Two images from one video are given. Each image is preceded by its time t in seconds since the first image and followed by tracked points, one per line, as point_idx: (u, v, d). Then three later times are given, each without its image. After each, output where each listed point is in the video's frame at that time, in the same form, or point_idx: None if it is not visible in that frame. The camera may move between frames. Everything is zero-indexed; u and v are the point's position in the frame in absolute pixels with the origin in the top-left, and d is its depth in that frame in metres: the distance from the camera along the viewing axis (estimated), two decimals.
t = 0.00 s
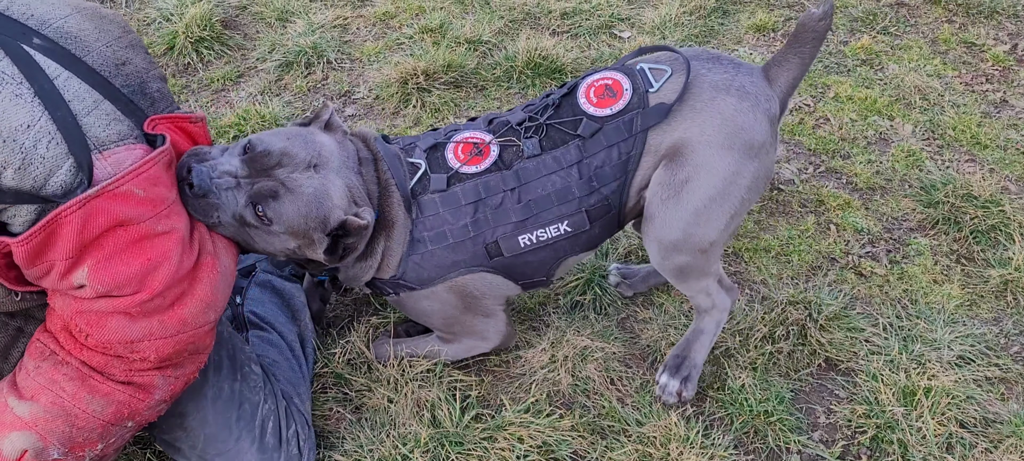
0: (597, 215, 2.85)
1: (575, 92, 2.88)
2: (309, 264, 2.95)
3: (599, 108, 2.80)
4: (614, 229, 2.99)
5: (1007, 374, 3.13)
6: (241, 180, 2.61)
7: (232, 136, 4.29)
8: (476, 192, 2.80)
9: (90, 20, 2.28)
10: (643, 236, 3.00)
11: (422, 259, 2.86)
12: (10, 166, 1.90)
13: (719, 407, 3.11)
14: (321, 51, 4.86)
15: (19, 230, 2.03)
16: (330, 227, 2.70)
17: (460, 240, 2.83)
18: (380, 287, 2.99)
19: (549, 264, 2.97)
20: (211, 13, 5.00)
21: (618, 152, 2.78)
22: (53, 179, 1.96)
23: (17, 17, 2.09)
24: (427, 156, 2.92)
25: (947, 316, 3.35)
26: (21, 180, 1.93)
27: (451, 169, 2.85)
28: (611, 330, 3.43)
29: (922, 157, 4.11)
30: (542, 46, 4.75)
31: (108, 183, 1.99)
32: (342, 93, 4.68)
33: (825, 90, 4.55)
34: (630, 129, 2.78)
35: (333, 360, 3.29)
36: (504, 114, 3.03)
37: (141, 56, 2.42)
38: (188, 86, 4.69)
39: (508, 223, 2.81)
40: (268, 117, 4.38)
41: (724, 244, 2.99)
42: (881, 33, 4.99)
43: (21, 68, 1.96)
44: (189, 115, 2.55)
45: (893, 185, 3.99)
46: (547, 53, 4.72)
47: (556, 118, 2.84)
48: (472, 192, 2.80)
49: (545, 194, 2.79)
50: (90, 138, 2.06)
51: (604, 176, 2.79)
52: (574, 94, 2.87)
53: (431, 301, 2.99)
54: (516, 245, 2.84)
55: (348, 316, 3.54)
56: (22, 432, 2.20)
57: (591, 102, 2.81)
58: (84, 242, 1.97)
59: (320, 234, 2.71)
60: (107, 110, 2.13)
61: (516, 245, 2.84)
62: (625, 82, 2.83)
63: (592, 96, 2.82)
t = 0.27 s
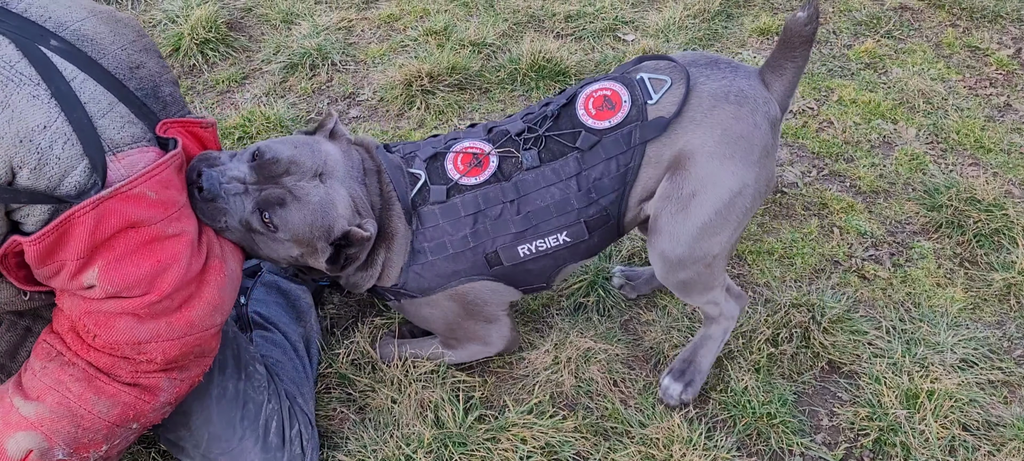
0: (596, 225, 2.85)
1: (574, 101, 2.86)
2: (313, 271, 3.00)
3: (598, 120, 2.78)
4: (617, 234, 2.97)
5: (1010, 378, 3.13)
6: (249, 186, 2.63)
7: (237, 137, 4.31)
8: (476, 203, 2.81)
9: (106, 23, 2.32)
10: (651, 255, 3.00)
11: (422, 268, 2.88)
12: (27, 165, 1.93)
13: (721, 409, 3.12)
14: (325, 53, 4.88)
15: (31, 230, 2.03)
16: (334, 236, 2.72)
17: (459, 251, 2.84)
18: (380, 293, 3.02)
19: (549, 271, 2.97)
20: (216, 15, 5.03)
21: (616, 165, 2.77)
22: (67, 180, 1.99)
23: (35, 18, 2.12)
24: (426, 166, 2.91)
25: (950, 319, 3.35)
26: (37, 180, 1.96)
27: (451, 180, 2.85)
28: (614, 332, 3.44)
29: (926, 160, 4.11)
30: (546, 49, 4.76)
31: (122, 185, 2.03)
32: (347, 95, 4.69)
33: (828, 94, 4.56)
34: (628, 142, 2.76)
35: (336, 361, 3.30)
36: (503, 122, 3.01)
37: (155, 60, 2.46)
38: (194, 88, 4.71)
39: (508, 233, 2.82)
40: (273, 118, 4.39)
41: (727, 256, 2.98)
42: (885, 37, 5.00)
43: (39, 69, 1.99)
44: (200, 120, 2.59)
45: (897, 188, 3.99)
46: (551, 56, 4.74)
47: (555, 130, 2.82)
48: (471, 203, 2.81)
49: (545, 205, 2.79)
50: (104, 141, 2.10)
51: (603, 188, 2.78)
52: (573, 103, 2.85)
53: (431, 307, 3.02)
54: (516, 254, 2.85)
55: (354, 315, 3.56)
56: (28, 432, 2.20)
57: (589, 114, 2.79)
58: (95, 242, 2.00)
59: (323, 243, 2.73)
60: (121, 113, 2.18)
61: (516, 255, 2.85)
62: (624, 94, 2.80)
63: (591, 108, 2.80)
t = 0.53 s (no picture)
0: (602, 246, 2.89)
1: (579, 124, 2.83)
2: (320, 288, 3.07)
3: (601, 147, 2.77)
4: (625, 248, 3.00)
5: (1018, 385, 3.13)
6: (272, 200, 2.69)
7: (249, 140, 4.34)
8: (483, 228, 2.86)
9: (147, 35, 2.40)
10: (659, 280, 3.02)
11: (432, 290, 2.97)
12: (70, 166, 1.98)
13: (730, 413, 3.12)
14: (337, 57, 4.93)
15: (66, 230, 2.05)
16: (347, 258, 2.83)
17: (467, 272, 2.91)
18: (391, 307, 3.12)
19: (557, 287, 3.04)
20: (229, 19, 5.08)
21: (620, 192, 2.78)
22: (107, 183, 2.05)
23: (81, 26, 2.20)
24: (434, 189, 2.95)
25: (958, 327, 3.36)
26: (78, 181, 2.01)
27: (458, 205, 2.89)
28: (622, 336, 3.45)
29: (935, 168, 4.11)
30: (556, 54, 4.79)
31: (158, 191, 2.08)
32: (358, 99, 4.74)
33: (837, 101, 4.58)
34: (632, 169, 2.75)
35: (346, 362, 3.33)
36: (510, 140, 3.01)
37: (190, 73, 2.53)
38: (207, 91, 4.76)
39: (516, 255, 2.87)
40: (284, 121, 4.40)
41: (739, 284, 2.99)
42: (894, 45, 5.02)
43: (85, 75, 2.06)
44: (228, 132, 2.64)
45: (906, 196, 4.00)
46: (561, 62, 4.76)
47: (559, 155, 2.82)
48: (478, 227, 2.86)
49: (551, 228, 2.82)
50: (143, 147, 2.16)
51: (607, 212, 2.80)
52: (577, 127, 2.83)
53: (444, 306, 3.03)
54: (523, 274, 2.91)
55: (365, 315, 3.57)
56: (48, 432, 2.24)
57: (593, 140, 2.78)
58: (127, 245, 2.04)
59: (336, 263, 2.83)
60: (159, 120, 2.25)
61: (523, 274, 2.92)
62: (627, 120, 2.78)
63: (594, 133, 2.79)
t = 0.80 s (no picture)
0: (611, 264, 2.92)
1: (587, 145, 2.86)
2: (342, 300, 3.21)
3: (608, 169, 2.79)
4: (636, 266, 3.03)
5: None
6: (301, 212, 2.83)
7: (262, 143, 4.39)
8: (494, 248, 2.91)
9: (190, 49, 2.49)
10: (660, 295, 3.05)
11: (446, 309, 3.05)
12: (119, 173, 2.04)
13: (738, 419, 3.14)
14: (349, 62, 4.98)
15: (110, 235, 2.11)
16: (368, 271, 2.95)
17: (480, 292, 2.98)
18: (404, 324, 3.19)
19: (569, 304, 3.09)
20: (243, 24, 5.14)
21: (628, 212, 2.80)
22: (152, 190, 2.11)
23: (130, 37, 2.30)
24: (448, 211, 3.03)
25: (968, 335, 3.36)
26: (126, 187, 2.07)
27: (470, 226, 2.95)
28: (631, 341, 3.47)
29: (945, 176, 4.12)
30: (566, 60, 4.82)
31: (199, 200, 2.16)
32: (369, 104, 4.78)
33: (848, 109, 4.59)
34: (639, 191, 2.78)
35: (357, 364, 3.37)
36: (519, 161, 3.05)
37: (228, 89, 2.63)
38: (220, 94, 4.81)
39: (527, 274, 2.92)
40: (296, 125, 4.44)
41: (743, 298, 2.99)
42: (905, 53, 5.03)
43: (135, 85, 2.12)
44: (261, 145, 2.70)
45: (916, 204, 4.00)
46: (571, 68, 4.79)
47: (567, 177, 2.85)
48: (489, 248, 2.91)
49: (561, 248, 2.86)
50: (187, 156, 2.23)
51: (616, 231, 2.83)
52: (585, 148, 2.85)
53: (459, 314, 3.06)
54: (535, 293, 2.97)
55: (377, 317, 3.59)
56: (81, 433, 2.28)
57: (600, 162, 2.80)
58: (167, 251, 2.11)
59: (358, 276, 2.94)
60: (201, 131, 2.32)
61: (535, 293, 2.97)
62: (634, 141, 2.80)
63: (601, 155, 2.81)
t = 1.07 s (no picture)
0: (617, 272, 2.92)
1: (590, 153, 2.87)
2: (354, 307, 3.24)
3: (612, 177, 2.80)
4: (642, 275, 3.03)
5: None
6: (314, 219, 2.89)
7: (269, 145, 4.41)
8: (500, 256, 2.93)
9: (211, 56, 2.50)
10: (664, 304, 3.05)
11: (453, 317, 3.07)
12: (143, 177, 2.07)
13: (743, 422, 3.14)
14: (355, 65, 5.00)
15: (132, 236, 2.14)
16: (379, 280, 2.99)
17: (487, 299, 3.00)
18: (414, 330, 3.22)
19: (575, 313, 3.09)
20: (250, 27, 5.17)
21: (632, 219, 2.80)
22: (174, 194, 2.14)
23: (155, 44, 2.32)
24: (457, 219, 3.06)
25: (973, 339, 3.36)
26: (149, 191, 2.10)
27: (477, 235, 2.98)
28: (636, 344, 3.48)
29: (951, 181, 4.12)
30: (572, 64, 4.84)
31: (220, 203, 2.18)
32: (375, 106, 4.81)
33: (853, 113, 4.60)
34: (643, 198, 2.78)
35: (363, 365, 3.38)
36: (524, 169, 3.07)
37: (246, 95, 2.63)
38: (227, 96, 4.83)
39: (532, 282, 2.93)
40: (303, 127, 4.47)
41: (748, 307, 2.99)
42: (911, 58, 5.03)
43: (160, 90, 2.14)
44: (279, 150, 2.70)
45: (921, 208, 4.00)
46: (577, 71, 4.81)
47: (571, 184, 2.86)
48: (496, 256, 2.93)
49: (564, 255, 2.87)
50: (209, 161, 2.25)
51: (621, 239, 2.83)
52: (589, 156, 2.87)
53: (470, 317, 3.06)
54: (542, 301, 2.97)
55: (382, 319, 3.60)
56: (101, 435, 2.29)
57: (604, 169, 2.82)
58: (188, 254, 2.13)
59: (369, 285, 2.99)
60: (224, 136, 2.34)
61: (541, 301, 2.97)
62: (638, 148, 2.81)
63: (605, 162, 2.82)
